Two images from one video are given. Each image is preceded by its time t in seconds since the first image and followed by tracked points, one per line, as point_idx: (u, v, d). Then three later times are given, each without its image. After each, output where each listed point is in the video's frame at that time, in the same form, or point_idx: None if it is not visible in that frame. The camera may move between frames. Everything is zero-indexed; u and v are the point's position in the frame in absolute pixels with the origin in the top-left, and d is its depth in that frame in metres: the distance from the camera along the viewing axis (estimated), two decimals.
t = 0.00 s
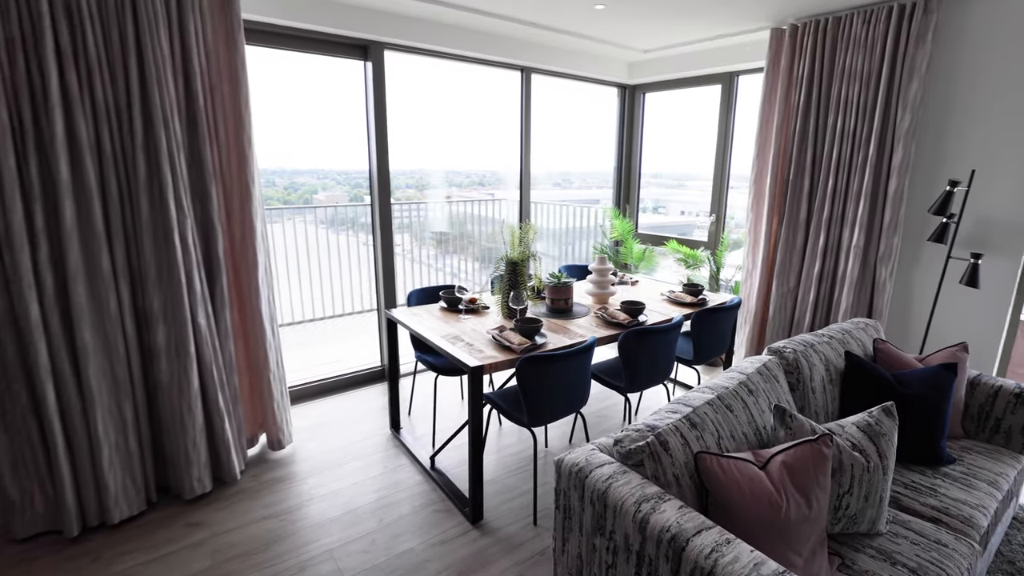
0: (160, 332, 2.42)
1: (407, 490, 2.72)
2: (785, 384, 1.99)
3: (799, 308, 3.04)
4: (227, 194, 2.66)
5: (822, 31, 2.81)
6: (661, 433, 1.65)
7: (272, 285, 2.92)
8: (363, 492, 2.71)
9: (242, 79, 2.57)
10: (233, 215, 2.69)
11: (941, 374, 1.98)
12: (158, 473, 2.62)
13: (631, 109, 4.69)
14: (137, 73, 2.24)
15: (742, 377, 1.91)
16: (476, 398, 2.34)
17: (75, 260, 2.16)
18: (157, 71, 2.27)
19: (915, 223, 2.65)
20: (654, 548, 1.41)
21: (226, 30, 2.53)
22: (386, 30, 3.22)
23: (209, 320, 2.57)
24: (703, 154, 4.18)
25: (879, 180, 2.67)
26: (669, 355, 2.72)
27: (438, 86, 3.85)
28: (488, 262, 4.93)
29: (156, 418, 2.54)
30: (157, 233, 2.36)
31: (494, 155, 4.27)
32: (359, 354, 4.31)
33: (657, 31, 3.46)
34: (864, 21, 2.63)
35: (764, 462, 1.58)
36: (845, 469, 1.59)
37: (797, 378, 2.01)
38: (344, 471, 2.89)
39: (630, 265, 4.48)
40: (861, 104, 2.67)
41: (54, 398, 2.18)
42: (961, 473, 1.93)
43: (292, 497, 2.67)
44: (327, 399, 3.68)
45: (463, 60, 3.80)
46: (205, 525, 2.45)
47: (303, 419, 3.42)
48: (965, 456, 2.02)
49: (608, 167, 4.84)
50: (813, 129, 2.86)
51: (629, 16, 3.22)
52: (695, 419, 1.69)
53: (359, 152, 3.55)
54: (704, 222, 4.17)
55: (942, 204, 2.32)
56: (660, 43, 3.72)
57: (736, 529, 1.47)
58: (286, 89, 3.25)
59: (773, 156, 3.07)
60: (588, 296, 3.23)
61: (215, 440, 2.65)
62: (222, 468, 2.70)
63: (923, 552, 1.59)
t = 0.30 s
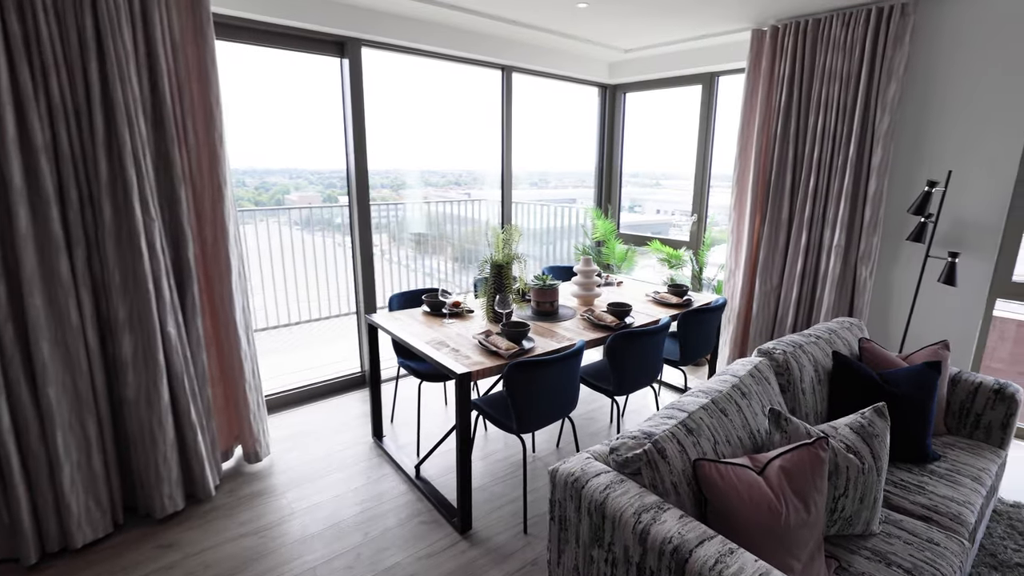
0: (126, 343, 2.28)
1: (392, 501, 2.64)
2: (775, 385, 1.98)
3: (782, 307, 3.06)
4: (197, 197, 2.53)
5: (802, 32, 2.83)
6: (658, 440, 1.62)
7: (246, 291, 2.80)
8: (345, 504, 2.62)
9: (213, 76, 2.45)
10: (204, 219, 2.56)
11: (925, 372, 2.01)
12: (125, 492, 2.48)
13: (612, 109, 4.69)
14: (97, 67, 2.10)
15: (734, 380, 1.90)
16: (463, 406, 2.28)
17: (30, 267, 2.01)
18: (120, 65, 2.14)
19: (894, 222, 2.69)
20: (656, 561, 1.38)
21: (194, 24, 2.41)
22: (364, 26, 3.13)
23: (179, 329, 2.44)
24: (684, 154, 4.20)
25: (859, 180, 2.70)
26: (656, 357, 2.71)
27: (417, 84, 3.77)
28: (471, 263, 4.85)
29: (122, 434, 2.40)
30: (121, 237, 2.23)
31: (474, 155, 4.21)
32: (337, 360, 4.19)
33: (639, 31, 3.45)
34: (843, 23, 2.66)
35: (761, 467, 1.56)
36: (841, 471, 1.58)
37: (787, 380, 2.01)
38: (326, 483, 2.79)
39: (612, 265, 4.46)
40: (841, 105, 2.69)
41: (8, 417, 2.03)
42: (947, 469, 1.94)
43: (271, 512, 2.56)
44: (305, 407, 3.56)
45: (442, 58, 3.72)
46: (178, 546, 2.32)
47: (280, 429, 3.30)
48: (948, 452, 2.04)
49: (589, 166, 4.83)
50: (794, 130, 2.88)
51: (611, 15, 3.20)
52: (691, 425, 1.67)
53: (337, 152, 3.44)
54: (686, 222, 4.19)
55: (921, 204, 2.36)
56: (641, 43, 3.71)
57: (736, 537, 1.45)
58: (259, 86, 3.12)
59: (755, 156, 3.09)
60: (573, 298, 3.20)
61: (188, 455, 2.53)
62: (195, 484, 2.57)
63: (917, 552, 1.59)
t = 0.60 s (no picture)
0: (89, 356, 2.15)
1: (376, 513, 2.56)
2: (764, 386, 1.99)
3: (763, 306, 3.10)
4: (166, 199, 2.41)
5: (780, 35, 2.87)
6: (654, 446, 1.60)
7: (219, 298, 2.68)
8: (328, 517, 2.53)
9: (181, 74, 2.34)
10: (173, 223, 2.44)
11: (907, 370, 2.04)
12: (90, 513, 2.33)
13: (592, 109, 4.69)
14: (55, 62, 1.97)
15: (725, 383, 1.90)
16: (451, 414, 2.22)
17: None
18: (80, 61, 2.01)
19: (871, 222, 2.75)
20: (657, 570, 1.36)
21: (160, 18, 2.29)
22: (340, 23, 3.04)
23: (147, 339, 2.32)
24: (663, 154, 4.22)
25: (837, 181, 2.75)
26: (643, 359, 2.70)
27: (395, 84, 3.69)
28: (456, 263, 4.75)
29: (86, 451, 2.26)
30: (83, 243, 2.10)
31: (454, 156, 4.15)
32: (314, 367, 4.07)
33: (619, 32, 3.45)
34: (820, 27, 2.70)
35: (756, 470, 1.56)
36: (833, 472, 1.59)
37: (776, 380, 2.02)
38: (306, 496, 2.69)
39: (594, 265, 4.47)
40: (818, 107, 2.74)
41: None
42: (929, 464, 1.98)
43: (249, 529, 2.45)
44: (281, 417, 3.44)
45: (420, 57, 3.65)
46: (149, 569, 2.20)
47: (257, 441, 3.17)
48: (930, 447, 2.08)
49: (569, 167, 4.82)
50: (774, 131, 2.92)
51: (591, 16, 3.19)
52: (686, 430, 1.66)
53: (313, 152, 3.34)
54: (666, 222, 4.22)
55: (897, 204, 2.41)
56: (622, 43, 3.71)
57: (735, 542, 1.44)
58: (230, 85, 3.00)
59: (735, 158, 3.12)
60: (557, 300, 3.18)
61: (158, 472, 2.40)
62: (166, 502, 2.44)
63: (906, 549, 1.61)
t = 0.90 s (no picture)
0: (48, 370, 2.01)
1: (361, 524, 2.48)
2: (753, 385, 2.01)
3: (743, 304, 3.15)
4: (131, 202, 2.28)
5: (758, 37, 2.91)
6: (650, 449, 1.59)
7: (190, 305, 2.56)
8: (310, 531, 2.44)
9: (145, 69, 2.21)
10: (139, 226, 2.31)
11: (888, 365, 2.09)
12: (51, 537, 2.19)
13: (570, 109, 4.68)
14: (7, 56, 1.83)
15: (715, 383, 1.91)
16: (439, 421, 2.17)
17: None
18: (34, 54, 1.87)
19: (846, 221, 2.82)
20: None
21: (122, 10, 2.16)
22: (313, 19, 2.94)
23: (112, 350, 2.19)
24: (642, 154, 4.25)
25: (815, 181, 2.81)
26: (629, 359, 2.70)
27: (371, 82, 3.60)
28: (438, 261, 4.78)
29: (46, 471, 2.11)
30: (39, 249, 1.96)
31: (432, 156, 4.08)
32: (290, 374, 3.94)
33: (598, 31, 3.45)
34: (796, 30, 2.75)
35: (752, 470, 1.56)
36: (825, 469, 1.61)
37: (764, 379, 2.04)
38: (286, 509, 2.59)
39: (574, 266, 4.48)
40: (796, 108, 2.79)
41: None
42: (910, 457, 2.02)
43: (226, 546, 2.34)
44: (258, 426, 3.31)
45: (397, 55, 3.58)
46: None
47: (232, 452, 3.05)
48: (910, 440, 2.12)
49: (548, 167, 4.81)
50: (752, 132, 2.96)
51: (571, 16, 3.18)
52: (681, 432, 1.66)
53: (287, 152, 3.23)
54: (646, 221, 4.25)
55: (872, 204, 2.47)
56: (601, 43, 3.71)
57: (733, 543, 1.43)
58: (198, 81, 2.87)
59: (714, 158, 3.16)
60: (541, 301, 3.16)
61: (126, 490, 2.27)
62: (135, 522, 2.31)
63: (895, 543, 1.64)
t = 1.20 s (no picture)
0: (3, 383, 1.87)
1: (345, 534, 2.41)
2: (742, 382, 2.03)
3: (723, 301, 3.21)
4: (95, 203, 2.15)
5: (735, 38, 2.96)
6: (648, 449, 1.58)
7: (159, 311, 2.43)
8: (292, 543, 2.35)
9: (108, 61, 2.09)
10: (103, 229, 2.18)
11: (869, 360, 2.14)
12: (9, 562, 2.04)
13: (547, 109, 4.68)
14: None
15: (706, 381, 1.92)
16: (428, 425, 2.12)
17: None
18: None
19: (822, 219, 2.89)
20: None
21: None
22: (286, 13, 2.84)
23: (75, 360, 2.05)
24: (620, 154, 4.28)
25: (792, 180, 2.87)
26: (615, 359, 2.71)
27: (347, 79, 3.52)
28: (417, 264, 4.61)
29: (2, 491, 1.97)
30: None
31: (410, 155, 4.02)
32: (264, 380, 3.81)
33: (577, 31, 3.46)
34: (773, 31, 2.81)
35: (748, 467, 1.58)
36: (817, 464, 1.63)
37: (752, 375, 2.07)
38: (265, 522, 2.49)
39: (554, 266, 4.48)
40: (773, 108, 2.85)
41: None
42: (891, 449, 2.08)
43: (202, 564, 2.23)
44: (232, 436, 3.19)
45: (373, 52, 3.50)
46: None
47: (205, 464, 2.92)
48: (890, 432, 2.19)
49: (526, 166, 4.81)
50: (730, 132, 3.02)
51: (550, 15, 3.17)
52: (676, 431, 1.66)
53: (260, 150, 3.12)
54: (625, 220, 4.28)
55: (848, 202, 2.54)
56: (579, 43, 3.72)
57: (733, 540, 1.44)
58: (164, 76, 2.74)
59: (694, 158, 3.20)
60: (524, 301, 3.14)
61: (92, 508, 2.13)
62: (103, 541, 2.18)
63: (883, 533, 1.68)
